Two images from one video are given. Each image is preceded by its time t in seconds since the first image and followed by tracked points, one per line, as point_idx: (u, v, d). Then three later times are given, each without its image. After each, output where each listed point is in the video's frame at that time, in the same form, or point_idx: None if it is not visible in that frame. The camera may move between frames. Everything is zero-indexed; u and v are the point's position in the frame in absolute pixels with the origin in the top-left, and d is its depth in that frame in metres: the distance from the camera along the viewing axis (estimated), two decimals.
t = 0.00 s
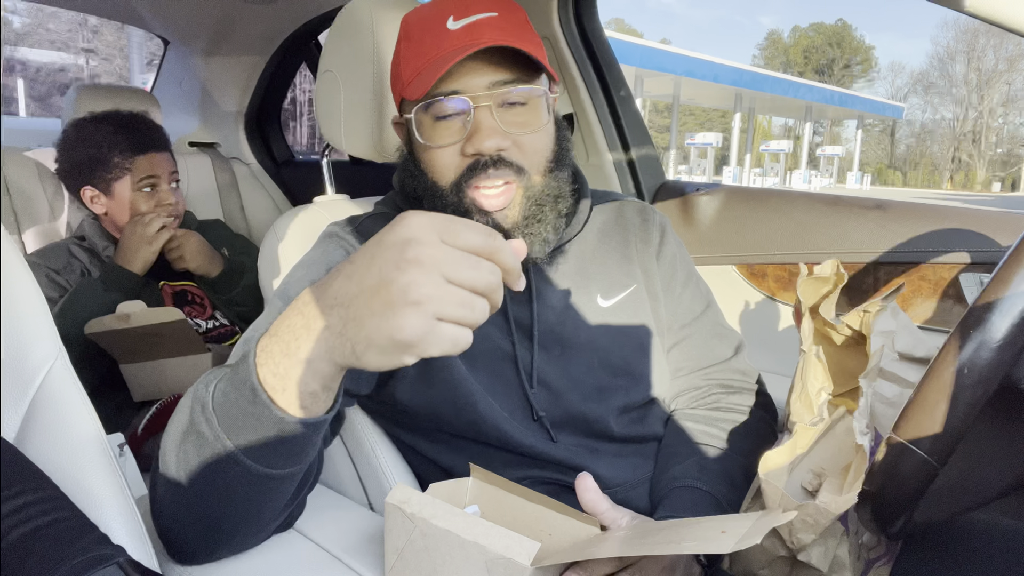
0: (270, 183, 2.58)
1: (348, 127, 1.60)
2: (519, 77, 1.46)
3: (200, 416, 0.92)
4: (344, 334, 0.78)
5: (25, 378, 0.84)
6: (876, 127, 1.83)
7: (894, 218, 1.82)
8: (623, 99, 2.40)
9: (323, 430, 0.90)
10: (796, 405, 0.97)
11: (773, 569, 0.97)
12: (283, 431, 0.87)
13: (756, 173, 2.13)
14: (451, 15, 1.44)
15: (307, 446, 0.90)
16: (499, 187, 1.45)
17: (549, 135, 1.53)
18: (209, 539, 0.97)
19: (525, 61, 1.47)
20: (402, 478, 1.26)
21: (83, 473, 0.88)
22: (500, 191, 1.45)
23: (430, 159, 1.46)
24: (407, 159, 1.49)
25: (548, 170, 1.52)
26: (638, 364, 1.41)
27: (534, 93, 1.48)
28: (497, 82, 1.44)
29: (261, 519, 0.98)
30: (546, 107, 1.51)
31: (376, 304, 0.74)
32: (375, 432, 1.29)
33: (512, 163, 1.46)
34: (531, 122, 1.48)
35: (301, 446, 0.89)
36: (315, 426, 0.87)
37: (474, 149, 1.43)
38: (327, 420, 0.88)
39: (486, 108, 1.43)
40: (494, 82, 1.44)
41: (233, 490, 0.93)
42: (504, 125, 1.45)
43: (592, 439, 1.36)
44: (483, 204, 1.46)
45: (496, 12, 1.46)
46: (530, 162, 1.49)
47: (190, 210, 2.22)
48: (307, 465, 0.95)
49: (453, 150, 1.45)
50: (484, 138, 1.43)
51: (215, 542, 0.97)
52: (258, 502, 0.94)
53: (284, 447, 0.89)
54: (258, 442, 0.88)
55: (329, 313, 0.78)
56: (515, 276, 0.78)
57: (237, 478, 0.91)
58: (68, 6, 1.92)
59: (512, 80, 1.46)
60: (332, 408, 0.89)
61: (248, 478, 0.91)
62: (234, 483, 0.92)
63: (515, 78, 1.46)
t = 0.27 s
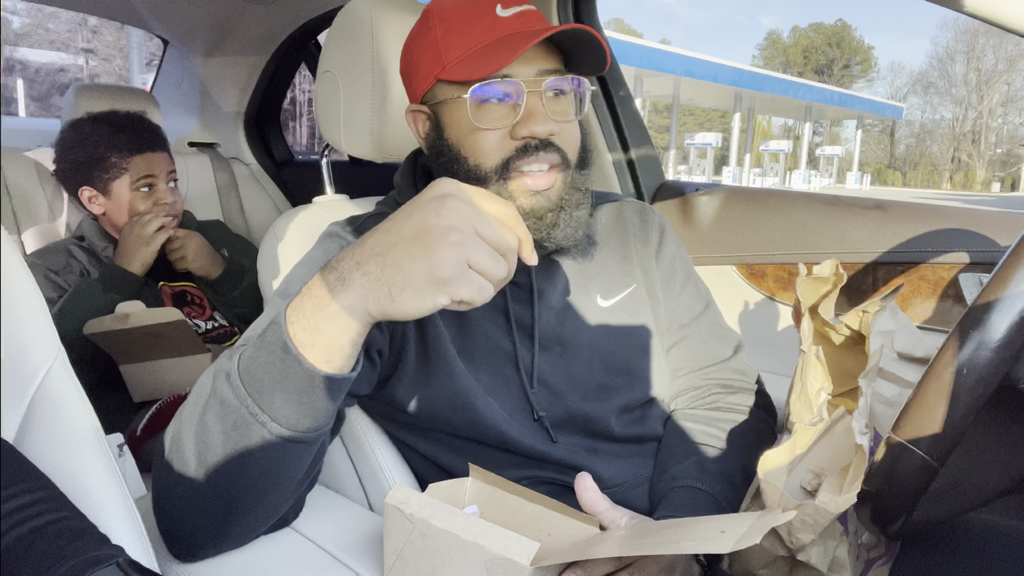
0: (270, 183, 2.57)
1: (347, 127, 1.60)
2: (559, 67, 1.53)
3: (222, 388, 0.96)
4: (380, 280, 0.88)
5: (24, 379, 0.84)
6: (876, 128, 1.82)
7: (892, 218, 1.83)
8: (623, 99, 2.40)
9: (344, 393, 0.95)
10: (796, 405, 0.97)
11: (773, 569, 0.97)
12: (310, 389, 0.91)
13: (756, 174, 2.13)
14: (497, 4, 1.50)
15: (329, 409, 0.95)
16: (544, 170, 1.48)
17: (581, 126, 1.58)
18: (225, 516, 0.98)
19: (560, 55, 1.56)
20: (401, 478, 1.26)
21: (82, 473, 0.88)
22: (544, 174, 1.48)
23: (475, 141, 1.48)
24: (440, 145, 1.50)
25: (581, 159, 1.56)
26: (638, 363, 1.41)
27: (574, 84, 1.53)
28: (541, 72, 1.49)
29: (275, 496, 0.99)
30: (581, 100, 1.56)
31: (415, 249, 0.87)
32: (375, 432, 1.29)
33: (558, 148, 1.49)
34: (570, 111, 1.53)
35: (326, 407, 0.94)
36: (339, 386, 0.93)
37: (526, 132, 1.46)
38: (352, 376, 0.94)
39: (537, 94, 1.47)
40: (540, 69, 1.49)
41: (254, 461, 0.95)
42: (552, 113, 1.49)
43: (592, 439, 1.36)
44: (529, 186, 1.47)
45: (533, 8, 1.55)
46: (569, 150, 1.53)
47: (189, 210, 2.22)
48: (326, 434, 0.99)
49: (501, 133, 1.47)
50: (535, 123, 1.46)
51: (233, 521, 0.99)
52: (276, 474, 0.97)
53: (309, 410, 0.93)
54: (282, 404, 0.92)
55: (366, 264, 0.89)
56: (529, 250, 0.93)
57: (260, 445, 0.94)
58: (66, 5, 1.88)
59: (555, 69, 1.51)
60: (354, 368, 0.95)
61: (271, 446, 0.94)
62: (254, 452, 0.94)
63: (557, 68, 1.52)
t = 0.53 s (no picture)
0: (269, 183, 2.58)
1: (346, 128, 1.60)
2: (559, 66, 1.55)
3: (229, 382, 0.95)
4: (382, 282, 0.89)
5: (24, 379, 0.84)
6: (875, 128, 1.83)
7: (891, 219, 1.82)
8: (623, 99, 2.39)
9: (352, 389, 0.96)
10: (795, 405, 0.98)
11: (772, 569, 0.97)
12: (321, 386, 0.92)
13: (756, 173, 2.12)
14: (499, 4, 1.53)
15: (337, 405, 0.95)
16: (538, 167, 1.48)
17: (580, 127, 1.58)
18: (228, 510, 0.98)
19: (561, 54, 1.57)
20: (402, 479, 1.26)
21: (82, 473, 0.88)
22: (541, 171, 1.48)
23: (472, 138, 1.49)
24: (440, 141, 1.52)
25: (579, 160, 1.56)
26: (638, 363, 1.40)
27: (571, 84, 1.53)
28: (541, 71, 1.51)
29: (278, 493, 0.99)
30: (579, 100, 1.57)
31: (414, 249, 0.87)
32: (375, 432, 1.29)
33: (554, 147, 1.50)
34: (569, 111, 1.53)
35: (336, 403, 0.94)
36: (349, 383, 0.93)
37: (521, 130, 1.47)
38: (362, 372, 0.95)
39: (534, 92, 1.48)
40: (539, 69, 1.51)
41: (263, 459, 0.95)
42: (548, 112, 1.49)
43: (592, 439, 1.36)
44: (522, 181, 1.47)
45: (536, 7, 1.57)
46: (567, 149, 1.53)
47: (189, 211, 2.22)
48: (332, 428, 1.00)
49: (498, 130, 1.48)
50: (530, 120, 1.47)
51: (238, 517, 0.99)
52: (281, 470, 0.97)
53: (318, 408, 0.93)
54: (289, 399, 0.92)
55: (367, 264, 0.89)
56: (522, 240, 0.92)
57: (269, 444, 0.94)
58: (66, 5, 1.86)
59: (555, 69, 1.53)
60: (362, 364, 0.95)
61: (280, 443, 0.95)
62: (262, 450, 0.95)
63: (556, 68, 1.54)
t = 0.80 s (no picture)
0: (268, 182, 2.58)
1: (345, 128, 1.60)
2: (546, 69, 1.52)
3: (214, 410, 0.93)
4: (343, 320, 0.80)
5: (25, 381, 0.84)
6: (874, 128, 1.80)
7: (890, 219, 1.83)
8: (623, 99, 2.41)
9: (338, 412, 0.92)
10: (794, 405, 0.98)
11: (771, 569, 0.97)
12: (303, 412, 0.88)
13: (756, 174, 2.13)
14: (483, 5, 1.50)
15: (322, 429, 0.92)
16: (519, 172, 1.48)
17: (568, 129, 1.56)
18: (227, 525, 0.99)
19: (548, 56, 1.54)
20: (402, 480, 1.26)
21: (82, 475, 0.88)
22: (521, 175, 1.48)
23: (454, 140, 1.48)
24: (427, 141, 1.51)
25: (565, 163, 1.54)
26: (638, 362, 1.40)
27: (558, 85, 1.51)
28: (523, 71, 1.49)
29: (275, 505, 0.99)
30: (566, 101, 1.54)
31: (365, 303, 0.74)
32: (375, 432, 1.30)
33: (535, 149, 1.48)
34: (554, 112, 1.51)
35: (320, 427, 0.91)
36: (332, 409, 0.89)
37: (501, 132, 1.45)
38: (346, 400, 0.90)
39: (515, 93, 1.46)
40: (522, 69, 1.48)
41: (250, 474, 0.94)
42: (530, 112, 1.47)
43: (592, 439, 1.36)
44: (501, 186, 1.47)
45: (523, 6, 1.52)
46: (552, 151, 1.52)
47: (187, 211, 2.22)
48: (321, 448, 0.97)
49: (479, 133, 1.47)
50: (511, 122, 1.46)
51: (231, 526, 0.99)
52: (270, 484, 0.96)
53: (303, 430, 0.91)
54: (277, 427, 0.90)
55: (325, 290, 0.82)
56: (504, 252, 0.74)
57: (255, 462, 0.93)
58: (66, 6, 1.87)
59: (540, 69, 1.50)
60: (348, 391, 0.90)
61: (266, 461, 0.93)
62: (249, 466, 0.93)
63: (541, 69, 1.51)
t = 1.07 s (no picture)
0: (266, 182, 2.57)
1: (343, 128, 1.60)
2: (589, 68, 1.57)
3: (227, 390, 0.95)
4: (384, 270, 0.90)
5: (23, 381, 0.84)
6: (874, 128, 1.80)
7: (889, 218, 1.84)
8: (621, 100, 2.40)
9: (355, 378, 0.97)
10: (793, 405, 0.98)
11: (771, 569, 0.97)
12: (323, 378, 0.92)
13: (755, 174, 2.11)
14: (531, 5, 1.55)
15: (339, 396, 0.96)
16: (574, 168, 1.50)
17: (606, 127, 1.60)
18: (231, 507, 0.99)
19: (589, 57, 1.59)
20: (401, 480, 1.27)
21: (81, 475, 0.88)
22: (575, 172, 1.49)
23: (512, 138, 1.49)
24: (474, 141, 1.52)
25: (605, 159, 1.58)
26: (637, 363, 1.40)
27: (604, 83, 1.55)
28: (574, 72, 1.52)
29: (287, 485, 1.01)
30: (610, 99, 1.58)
31: (414, 234, 0.88)
32: (374, 432, 1.30)
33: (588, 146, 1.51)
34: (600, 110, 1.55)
35: (338, 393, 0.95)
36: (352, 373, 0.94)
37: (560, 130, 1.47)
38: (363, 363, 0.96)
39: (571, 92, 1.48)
40: (574, 70, 1.52)
41: (266, 450, 0.96)
42: (585, 112, 1.50)
43: (592, 439, 1.36)
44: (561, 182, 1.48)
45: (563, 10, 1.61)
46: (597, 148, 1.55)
47: (185, 211, 2.22)
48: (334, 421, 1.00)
49: (536, 130, 1.48)
50: (569, 120, 1.48)
51: (242, 511, 1.00)
52: (285, 461, 0.98)
53: (321, 399, 0.94)
54: (296, 397, 0.93)
55: (370, 254, 0.90)
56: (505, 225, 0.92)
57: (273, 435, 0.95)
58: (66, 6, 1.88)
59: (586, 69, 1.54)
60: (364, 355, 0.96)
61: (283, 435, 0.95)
62: (267, 442, 0.95)
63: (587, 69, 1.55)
